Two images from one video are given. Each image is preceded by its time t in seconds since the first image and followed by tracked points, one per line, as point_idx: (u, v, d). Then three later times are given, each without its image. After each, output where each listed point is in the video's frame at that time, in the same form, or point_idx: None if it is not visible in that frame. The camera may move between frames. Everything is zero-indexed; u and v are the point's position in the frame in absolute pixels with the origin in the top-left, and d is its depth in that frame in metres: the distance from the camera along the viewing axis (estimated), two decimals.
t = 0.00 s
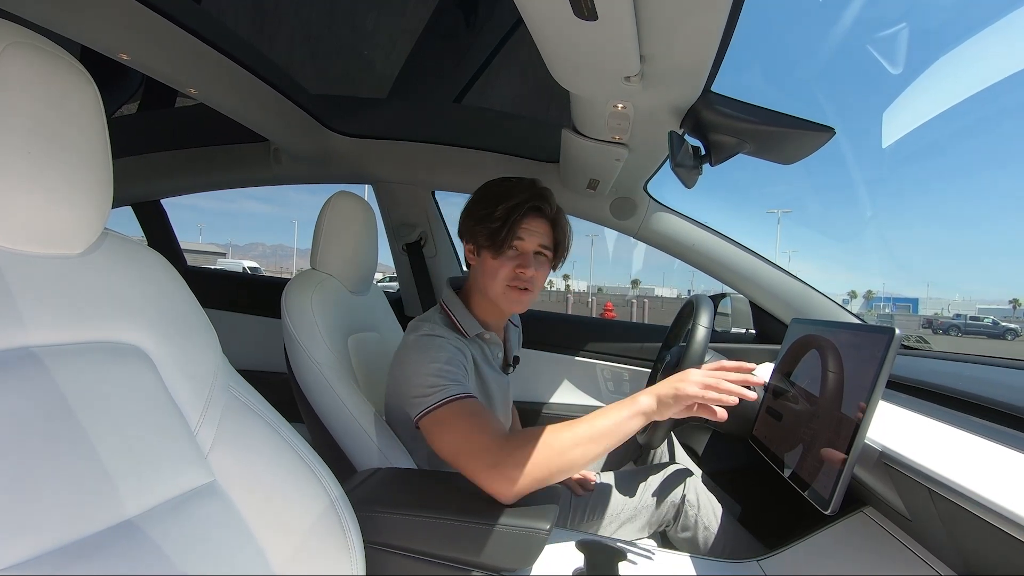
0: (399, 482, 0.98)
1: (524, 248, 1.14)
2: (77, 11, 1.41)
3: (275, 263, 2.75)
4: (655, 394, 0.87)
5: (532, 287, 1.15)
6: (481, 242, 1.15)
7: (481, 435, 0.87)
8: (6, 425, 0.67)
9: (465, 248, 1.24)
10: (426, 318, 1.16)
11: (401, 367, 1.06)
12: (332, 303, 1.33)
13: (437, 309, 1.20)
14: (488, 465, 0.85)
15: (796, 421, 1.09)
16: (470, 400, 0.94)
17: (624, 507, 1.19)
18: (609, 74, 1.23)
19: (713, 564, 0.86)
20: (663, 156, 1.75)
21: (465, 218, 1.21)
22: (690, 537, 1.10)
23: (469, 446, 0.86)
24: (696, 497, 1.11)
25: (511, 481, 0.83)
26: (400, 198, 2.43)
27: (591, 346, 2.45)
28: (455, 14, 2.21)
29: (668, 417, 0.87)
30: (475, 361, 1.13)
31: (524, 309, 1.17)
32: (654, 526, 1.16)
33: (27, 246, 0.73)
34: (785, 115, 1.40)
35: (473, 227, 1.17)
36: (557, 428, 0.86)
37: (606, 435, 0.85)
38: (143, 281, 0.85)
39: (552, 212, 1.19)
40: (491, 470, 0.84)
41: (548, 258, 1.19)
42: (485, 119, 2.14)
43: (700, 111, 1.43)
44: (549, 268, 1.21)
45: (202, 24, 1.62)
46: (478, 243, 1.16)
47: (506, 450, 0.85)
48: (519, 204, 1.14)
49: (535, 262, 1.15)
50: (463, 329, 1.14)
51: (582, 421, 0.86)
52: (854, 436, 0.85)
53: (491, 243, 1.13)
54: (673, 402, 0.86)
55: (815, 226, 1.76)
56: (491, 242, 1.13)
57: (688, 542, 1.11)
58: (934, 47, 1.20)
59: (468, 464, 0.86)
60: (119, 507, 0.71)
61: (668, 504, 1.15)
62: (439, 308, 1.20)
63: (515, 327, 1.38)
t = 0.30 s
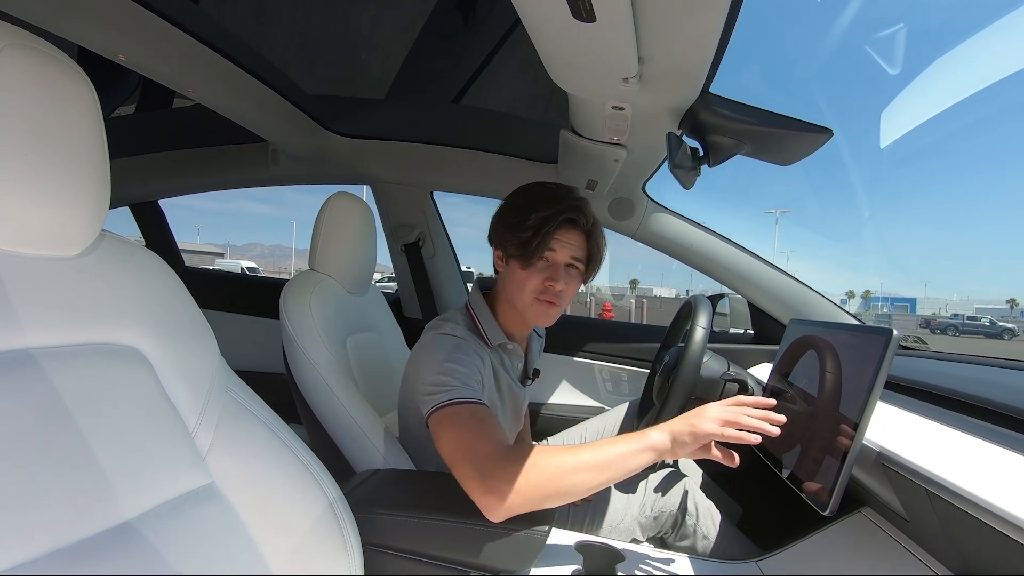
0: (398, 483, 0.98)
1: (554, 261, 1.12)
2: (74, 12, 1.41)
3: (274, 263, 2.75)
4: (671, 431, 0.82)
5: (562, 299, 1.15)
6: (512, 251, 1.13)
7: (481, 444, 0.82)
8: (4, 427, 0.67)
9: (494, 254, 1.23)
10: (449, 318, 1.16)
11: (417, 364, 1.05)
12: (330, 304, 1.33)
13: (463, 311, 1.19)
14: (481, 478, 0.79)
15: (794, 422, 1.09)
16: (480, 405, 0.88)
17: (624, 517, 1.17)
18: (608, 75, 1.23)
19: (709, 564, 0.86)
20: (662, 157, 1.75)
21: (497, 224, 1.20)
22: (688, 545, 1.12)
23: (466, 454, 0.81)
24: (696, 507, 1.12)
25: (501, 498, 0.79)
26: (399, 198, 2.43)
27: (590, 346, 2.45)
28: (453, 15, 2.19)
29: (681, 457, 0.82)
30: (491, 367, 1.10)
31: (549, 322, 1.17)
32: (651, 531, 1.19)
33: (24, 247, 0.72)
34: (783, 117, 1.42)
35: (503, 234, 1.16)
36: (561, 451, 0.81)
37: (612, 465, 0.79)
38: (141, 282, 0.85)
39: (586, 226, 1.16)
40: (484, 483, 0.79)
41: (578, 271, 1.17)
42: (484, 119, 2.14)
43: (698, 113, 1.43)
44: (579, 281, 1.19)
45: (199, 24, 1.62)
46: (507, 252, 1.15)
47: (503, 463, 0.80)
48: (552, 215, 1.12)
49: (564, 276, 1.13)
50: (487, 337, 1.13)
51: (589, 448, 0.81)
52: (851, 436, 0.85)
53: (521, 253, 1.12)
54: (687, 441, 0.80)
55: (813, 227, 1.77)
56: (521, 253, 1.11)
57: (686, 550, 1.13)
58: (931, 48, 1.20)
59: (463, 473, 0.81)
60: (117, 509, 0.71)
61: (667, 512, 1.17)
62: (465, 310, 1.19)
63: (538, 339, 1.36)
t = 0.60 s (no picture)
0: (397, 483, 0.98)
1: (568, 272, 1.11)
2: (73, 11, 1.40)
3: (273, 263, 2.75)
4: (677, 436, 0.81)
5: (572, 308, 1.15)
6: (528, 256, 1.12)
7: (485, 444, 0.82)
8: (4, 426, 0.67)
9: (508, 256, 1.22)
10: (456, 318, 1.16)
11: (422, 362, 1.05)
12: (329, 304, 1.32)
13: (472, 312, 1.19)
14: (484, 479, 0.80)
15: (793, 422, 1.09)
16: (486, 406, 0.89)
17: (623, 516, 1.17)
18: (608, 76, 1.23)
19: (709, 564, 0.86)
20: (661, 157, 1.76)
21: (513, 226, 1.19)
22: (688, 544, 1.12)
23: (468, 454, 0.82)
24: (695, 506, 1.13)
25: (504, 499, 0.79)
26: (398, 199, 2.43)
27: (590, 346, 2.45)
28: (451, 15, 2.17)
29: (687, 461, 0.81)
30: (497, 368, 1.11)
31: (556, 331, 1.17)
32: (651, 531, 1.18)
33: (23, 247, 0.72)
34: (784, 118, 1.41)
35: (520, 238, 1.15)
36: (567, 453, 0.81)
37: (615, 468, 0.80)
38: (141, 283, 0.85)
39: (605, 238, 1.14)
40: (488, 484, 0.79)
41: (591, 282, 1.17)
42: (483, 120, 2.14)
43: (698, 113, 1.44)
44: (591, 291, 1.19)
45: (199, 24, 1.62)
46: (523, 257, 1.14)
47: (506, 465, 0.80)
48: (572, 225, 1.10)
49: (577, 287, 1.13)
50: (494, 340, 1.13)
51: (593, 451, 0.81)
52: (851, 436, 0.85)
53: (536, 260, 1.11)
54: (693, 444, 0.80)
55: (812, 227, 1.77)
56: (537, 260, 1.11)
57: (686, 548, 1.13)
58: (931, 48, 1.21)
59: (466, 473, 0.81)
60: (117, 509, 0.71)
61: (666, 512, 1.17)
62: (473, 311, 1.19)
63: (544, 343, 1.36)
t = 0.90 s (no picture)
0: (397, 483, 0.98)
1: (563, 261, 1.12)
2: (74, 11, 1.40)
3: (272, 263, 2.75)
4: (674, 448, 0.81)
5: (566, 297, 1.16)
6: (520, 250, 1.12)
7: (484, 445, 0.82)
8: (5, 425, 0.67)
9: (499, 248, 1.21)
10: (452, 315, 1.16)
11: (421, 360, 1.04)
12: (330, 304, 1.32)
13: (465, 307, 1.19)
14: (481, 481, 0.80)
15: (793, 422, 1.09)
16: (484, 403, 0.89)
17: (624, 513, 1.17)
18: (608, 75, 1.23)
19: (709, 562, 0.87)
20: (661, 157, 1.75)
21: (503, 219, 1.18)
22: (689, 541, 1.13)
23: (466, 455, 0.81)
24: (695, 503, 1.13)
25: (502, 503, 0.80)
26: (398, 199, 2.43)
27: (590, 346, 2.45)
28: (451, 15, 2.16)
29: (682, 472, 0.82)
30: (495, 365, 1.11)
31: (552, 320, 1.18)
32: (651, 529, 1.18)
33: (24, 246, 0.72)
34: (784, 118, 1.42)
35: (511, 231, 1.14)
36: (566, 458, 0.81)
37: (613, 474, 0.80)
38: (142, 282, 0.85)
39: (595, 226, 1.16)
40: (486, 488, 0.80)
41: (583, 270, 1.18)
42: (483, 120, 2.14)
43: (698, 113, 1.43)
44: (583, 278, 1.20)
45: (198, 24, 1.62)
46: (516, 249, 1.13)
47: (505, 467, 0.80)
48: (564, 215, 1.10)
49: (571, 276, 1.14)
50: (490, 334, 1.13)
51: (591, 456, 0.81)
52: (851, 436, 0.85)
53: (530, 252, 1.11)
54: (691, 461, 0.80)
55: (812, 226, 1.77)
56: (531, 252, 1.11)
57: (687, 546, 1.14)
58: (931, 48, 1.21)
59: (462, 474, 0.81)
60: (118, 509, 0.71)
61: (666, 510, 1.17)
62: (467, 306, 1.20)
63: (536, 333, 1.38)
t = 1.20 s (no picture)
0: (397, 481, 0.98)
1: (545, 248, 1.20)
2: (75, 11, 1.41)
3: (272, 263, 2.75)
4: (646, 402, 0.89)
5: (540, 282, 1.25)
6: (504, 242, 1.16)
7: (468, 419, 0.89)
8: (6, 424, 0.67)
9: (470, 240, 1.23)
10: (426, 308, 1.21)
11: (399, 351, 1.10)
12: (330, 303, 1.33)
13: (436, 300, 1.24)
14: (470, 452, 0.86)
15: (793, 420, 1.10)
16: (461, 384, 0.96)
17: (624, 508, 1.18)
18: (609, 74, 1.23)
19: (710, 561, 0.87)
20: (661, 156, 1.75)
21: (478, 214, 1.19)
22: (691, 537, 1.11)
23: (454, 430, 0.88)
24: (697, 499, 1.12)
25: (494, 471, 0.85)
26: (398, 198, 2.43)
27: (590, 346, 2.45)
28: (451, 15, 2.16)
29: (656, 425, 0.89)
30: (470, 348, 1.18)
31: (528, 301, 1.27)
32: (653, 525, 1.17)
33: (27, 245, 0.72)
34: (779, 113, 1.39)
35: (492, 226, 1.16)
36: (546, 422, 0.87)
37: (593, 432, 0.86)
38: (143, 281, 0.85)
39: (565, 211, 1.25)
40: (476, 459, 0.85)
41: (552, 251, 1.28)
42: (484, 119, 2.14)
43: (698, 112, 1.42)
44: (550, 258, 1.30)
45: (198, 24, 1.62)
46: (498, 243, 1.17)
47: (490, 436, 0.86)
48: (544, 206, 1.17)
49: (550, 259, 1.23)
50: (462, 320, 1.20)
51: (568, 419, 0.87)
52: (851, 435, 0.86)
53: (517, 245, 1.16)
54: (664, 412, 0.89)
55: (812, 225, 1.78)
56: (517, 245, 1.16)
57: (688, 543, 1.12)
58: (930, 48, 1.20)
59: (453, 450, 0.88)
60: (119, 507, 0.71)
61: (668, 507, 1.16)
62: (438, 299, 1.24)
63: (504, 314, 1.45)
